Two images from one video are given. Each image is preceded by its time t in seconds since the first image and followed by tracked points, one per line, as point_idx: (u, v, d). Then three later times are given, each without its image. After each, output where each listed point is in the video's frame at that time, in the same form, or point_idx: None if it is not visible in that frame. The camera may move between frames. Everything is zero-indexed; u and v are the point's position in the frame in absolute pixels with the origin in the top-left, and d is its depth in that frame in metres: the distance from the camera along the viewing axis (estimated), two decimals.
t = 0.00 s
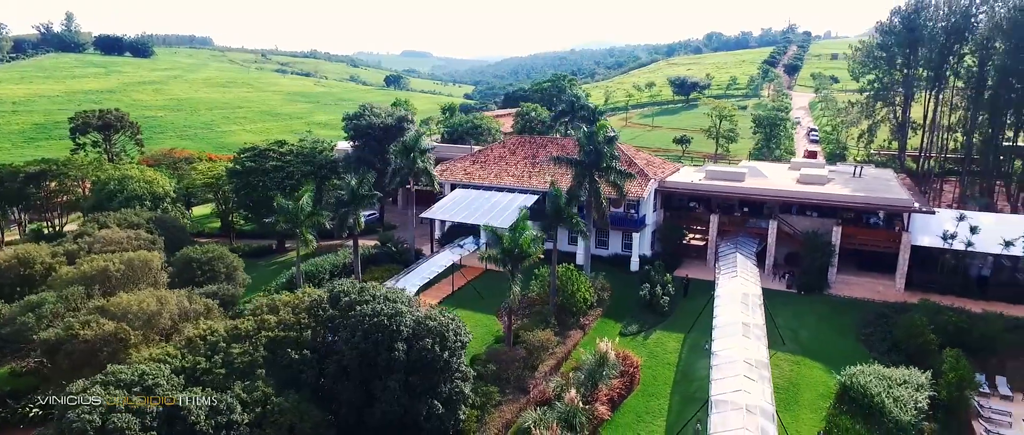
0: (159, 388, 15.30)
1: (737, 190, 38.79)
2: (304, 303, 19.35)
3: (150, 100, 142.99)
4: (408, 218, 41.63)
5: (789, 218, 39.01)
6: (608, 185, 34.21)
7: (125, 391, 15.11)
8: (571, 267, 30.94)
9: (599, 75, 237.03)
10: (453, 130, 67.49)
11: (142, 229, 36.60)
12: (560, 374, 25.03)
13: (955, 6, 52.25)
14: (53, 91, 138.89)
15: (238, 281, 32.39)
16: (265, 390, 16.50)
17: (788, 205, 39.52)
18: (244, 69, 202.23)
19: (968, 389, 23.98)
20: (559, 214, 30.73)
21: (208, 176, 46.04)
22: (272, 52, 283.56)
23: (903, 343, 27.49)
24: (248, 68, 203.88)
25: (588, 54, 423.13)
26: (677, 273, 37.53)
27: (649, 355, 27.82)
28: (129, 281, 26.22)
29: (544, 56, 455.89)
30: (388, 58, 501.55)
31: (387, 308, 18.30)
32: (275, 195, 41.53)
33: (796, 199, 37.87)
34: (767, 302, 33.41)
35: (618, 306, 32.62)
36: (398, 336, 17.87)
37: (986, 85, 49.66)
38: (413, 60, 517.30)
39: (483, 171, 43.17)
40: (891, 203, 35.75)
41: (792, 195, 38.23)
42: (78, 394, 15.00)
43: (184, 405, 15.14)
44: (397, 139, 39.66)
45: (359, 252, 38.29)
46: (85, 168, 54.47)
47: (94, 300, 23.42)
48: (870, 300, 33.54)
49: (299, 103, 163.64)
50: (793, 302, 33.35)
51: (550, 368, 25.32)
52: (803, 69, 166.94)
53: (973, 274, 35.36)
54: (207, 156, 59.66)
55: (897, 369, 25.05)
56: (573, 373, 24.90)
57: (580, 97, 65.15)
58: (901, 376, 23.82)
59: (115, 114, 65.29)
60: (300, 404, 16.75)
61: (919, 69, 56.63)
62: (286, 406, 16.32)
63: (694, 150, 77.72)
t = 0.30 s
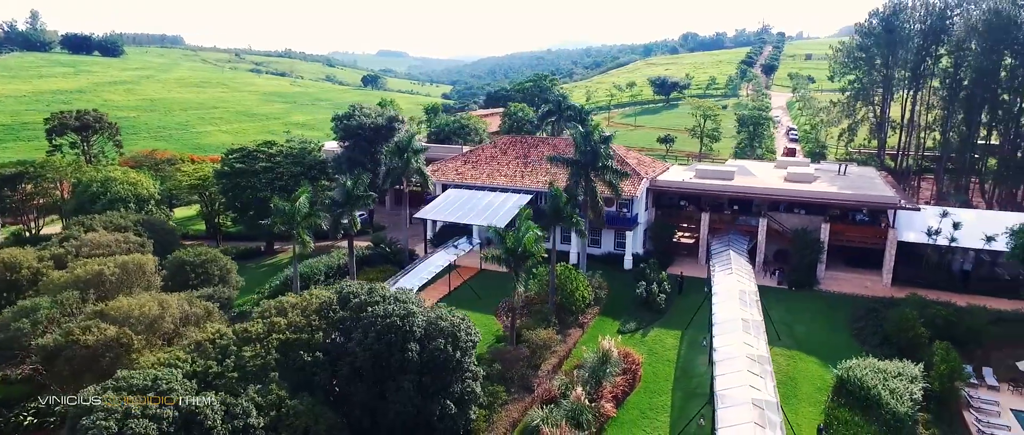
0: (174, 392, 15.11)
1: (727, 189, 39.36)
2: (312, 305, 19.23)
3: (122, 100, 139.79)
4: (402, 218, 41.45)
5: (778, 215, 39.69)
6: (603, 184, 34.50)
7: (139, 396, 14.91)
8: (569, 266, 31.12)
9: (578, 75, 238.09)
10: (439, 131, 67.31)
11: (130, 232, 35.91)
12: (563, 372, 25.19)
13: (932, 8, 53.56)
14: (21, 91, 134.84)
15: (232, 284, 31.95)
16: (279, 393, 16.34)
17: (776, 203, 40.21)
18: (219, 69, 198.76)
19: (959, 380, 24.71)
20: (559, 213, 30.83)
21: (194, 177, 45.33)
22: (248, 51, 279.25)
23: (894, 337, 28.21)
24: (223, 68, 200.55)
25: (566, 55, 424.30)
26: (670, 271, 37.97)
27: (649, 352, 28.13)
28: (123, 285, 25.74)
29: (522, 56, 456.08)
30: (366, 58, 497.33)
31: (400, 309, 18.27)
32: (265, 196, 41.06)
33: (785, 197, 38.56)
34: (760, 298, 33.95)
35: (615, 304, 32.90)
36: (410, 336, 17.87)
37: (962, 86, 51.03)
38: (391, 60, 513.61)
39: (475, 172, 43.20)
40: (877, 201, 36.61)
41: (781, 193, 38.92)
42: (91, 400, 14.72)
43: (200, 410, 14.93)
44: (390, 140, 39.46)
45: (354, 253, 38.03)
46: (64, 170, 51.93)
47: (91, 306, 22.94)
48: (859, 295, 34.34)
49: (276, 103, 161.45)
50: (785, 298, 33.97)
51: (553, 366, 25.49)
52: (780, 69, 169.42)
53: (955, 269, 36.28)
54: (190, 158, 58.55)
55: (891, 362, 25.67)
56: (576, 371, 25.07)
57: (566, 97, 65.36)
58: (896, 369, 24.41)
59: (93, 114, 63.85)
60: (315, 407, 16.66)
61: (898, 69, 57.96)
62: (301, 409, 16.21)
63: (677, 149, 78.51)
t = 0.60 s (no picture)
0: (192, 396, 14.96)
1: (720, 187, 39.91)
2: (324, 307, 19.14)
3: (94, 100, 136.52)
4: (397, 219, 41.27)
5: (769, 213, 40.40)
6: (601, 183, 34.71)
7: (158, 401, 14.73)
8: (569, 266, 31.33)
9: (558, 76, 238.59)
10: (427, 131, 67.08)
11: (120, 235, 35.25)
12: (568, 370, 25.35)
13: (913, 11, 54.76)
14: None
15: (228, 286, 31.57)
16: (297, 396, 16.25)
17: (767, 201, 40.85)
18: (195, 69, 195.37)
19: (951, 372, 25.52)
20: (560, 213, 31.32)
21: (183, 179, 44.60)
22: (223, 50, 274.81)
23: (888, 331, 28.89)
24: (199, 68, 197.14)
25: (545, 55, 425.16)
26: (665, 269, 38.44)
27: (650, 349, 28.42)
28: (120, 289, 25.25)
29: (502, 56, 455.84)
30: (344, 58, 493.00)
31: (414, 310, 18.26)
32: (258, 197, 40.59)
33: (776, 195, 39.21)
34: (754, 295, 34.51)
35: (614, 302, 33.17)
36: (426, 337, 17.86)
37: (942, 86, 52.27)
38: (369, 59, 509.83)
39: (469, 172, 43.25)
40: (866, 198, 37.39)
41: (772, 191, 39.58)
42: (108, 405, 14.52)
43: (220, 414, 14.81)
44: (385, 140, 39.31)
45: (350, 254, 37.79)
46: (44, 171, 50.05)
47: (91, 310, 22.51)
48: (850, 291, 35.07)
49: (255, 104, 159.37)
50: (779, 295, 34.58)
51: (558, 364, 25.65)
52: (758, 69, 171.49)
53: (941, 265, 37.25)
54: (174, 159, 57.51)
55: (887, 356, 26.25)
56: (581, 369, 25.26)
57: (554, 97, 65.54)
58: (893, 362, 24.97)
59: (73, 114, 62.32)
60: (332, 409, 16.60)
61: (879, 70, 59.16)
62: (320, 411, 16.13)
63: (663, 148, 79.18)
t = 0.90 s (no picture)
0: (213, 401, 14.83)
1: (713, 186, 40.46)
2: (337, 309, 19.06)
3: (66, 101, 133.30)
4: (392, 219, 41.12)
5: (761, 212, 41.08)
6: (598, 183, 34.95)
7: (178, 407, 14.57)
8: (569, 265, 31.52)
9: (539, 75, 238.86)
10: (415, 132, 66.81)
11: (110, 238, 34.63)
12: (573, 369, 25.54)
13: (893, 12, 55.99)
14: None
15: (224, 290, 31.21)
16: (315, 399, 16.17)
17: (758, 200, 41.49)
18: (170, 69, 191.94)
19: (944, 365, 26.22)
20: (562, 212, 31.64)
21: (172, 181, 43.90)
22: (200, 50, 270.41)
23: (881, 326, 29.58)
24: (174, 68, 193.67)
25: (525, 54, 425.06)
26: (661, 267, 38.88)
27: (651, 347, 28.74)
28: (118, 294, 24.82)
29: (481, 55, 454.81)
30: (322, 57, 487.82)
31: (428, 310, 18.29)
32: (250, 199, 40.14)
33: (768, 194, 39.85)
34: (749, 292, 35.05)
35: (612, 301, 33.44)
36: (441, 337, 17.90)
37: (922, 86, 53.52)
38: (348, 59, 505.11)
39: (463, 172, 43.28)
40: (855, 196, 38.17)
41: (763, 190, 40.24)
42: (127, 411, 14.32)
43: (241, 419, 14.71)
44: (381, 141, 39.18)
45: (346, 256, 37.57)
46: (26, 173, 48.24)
47: (91, 316, 22.12)
48: (841, 287, 35.80)
49: (234, 104, 157.21)
50: (774, 292, 35.18)
51: (563, 363, 25.82)
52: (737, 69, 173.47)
53: (927, 261, 38.20)
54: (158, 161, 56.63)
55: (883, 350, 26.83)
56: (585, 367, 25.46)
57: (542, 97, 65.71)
58: (889, 356, 25.55)
59: (52, 115, 60.89)
60: (351, 411, 16.56)
61: (861, 70, 60.38)
62: (339, 413, 16.09)
63: (649, 147, 79.85)
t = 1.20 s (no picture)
0: (239, 403, 14.79)
1: (710, 186, 40.97)
2: (354, 310, 19.07)
3: (45, 101, 130.83)
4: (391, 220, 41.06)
5: (757, 210, 41.70)
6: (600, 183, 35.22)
7: (205, 410, 14.51)
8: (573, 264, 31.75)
9: (524, 75, 239.04)
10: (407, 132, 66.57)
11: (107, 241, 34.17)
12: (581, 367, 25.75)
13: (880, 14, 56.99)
14: None
15: (227, 292, 30.99)
16: (338, 399, 16.19)
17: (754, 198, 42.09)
18: (151, 69, 189.26)
19: (943, 359, 26.86)
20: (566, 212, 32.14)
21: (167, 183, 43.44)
22: (182, 50, 266.82)
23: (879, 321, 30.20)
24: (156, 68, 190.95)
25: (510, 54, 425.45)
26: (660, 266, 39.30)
27: (656, 345, 29.08)
28: (124, 297, 24.53)
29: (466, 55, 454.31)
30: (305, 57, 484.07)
31: (447, 310, 18.38)
32: (248, 200, 39.83)
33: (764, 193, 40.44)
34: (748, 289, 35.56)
35: (615, 300, 33.74)
36: (461, 337, 17.98)
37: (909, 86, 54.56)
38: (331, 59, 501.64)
39: (462, 172, 43.35)
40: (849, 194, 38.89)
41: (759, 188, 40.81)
42: (154, 415, 14.23)
43: (268, 421, 14.69)
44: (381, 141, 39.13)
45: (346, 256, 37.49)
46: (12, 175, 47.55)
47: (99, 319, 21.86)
48: (837, 284, 36.46)
49: (218, 104, 155.38)
50: (772, 289, 35.74)
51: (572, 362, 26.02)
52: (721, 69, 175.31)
53: (919, 258, 39.02)
54: (148, 162, 55.89)
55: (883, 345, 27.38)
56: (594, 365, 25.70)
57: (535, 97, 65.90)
58: (890, 351, 26.09)
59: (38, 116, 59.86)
60: (374, 411, 16.59)
61: (848, 71, 61.38)
62: (363, 414, 16.12)
63: (639, 147, 80.38)
